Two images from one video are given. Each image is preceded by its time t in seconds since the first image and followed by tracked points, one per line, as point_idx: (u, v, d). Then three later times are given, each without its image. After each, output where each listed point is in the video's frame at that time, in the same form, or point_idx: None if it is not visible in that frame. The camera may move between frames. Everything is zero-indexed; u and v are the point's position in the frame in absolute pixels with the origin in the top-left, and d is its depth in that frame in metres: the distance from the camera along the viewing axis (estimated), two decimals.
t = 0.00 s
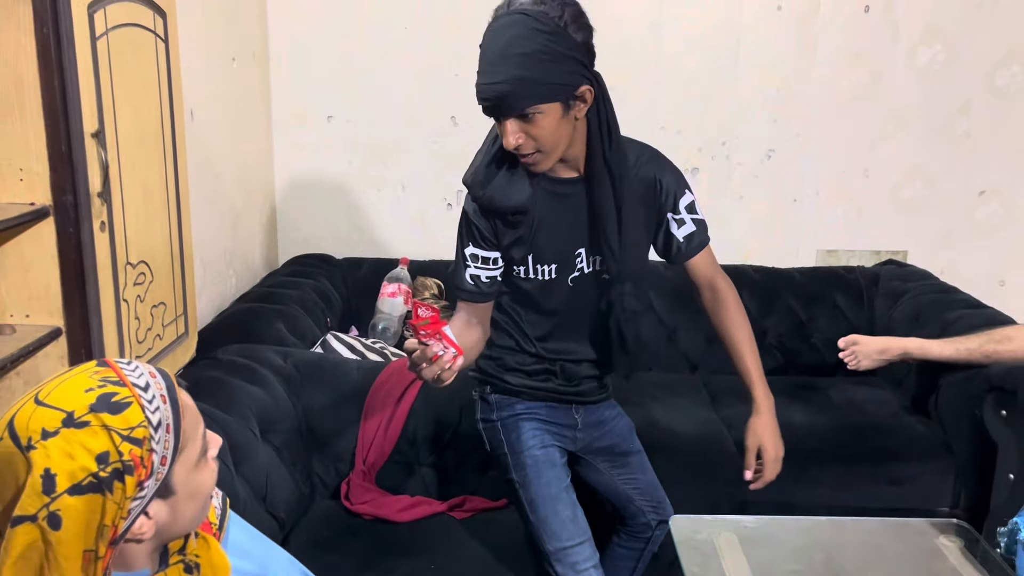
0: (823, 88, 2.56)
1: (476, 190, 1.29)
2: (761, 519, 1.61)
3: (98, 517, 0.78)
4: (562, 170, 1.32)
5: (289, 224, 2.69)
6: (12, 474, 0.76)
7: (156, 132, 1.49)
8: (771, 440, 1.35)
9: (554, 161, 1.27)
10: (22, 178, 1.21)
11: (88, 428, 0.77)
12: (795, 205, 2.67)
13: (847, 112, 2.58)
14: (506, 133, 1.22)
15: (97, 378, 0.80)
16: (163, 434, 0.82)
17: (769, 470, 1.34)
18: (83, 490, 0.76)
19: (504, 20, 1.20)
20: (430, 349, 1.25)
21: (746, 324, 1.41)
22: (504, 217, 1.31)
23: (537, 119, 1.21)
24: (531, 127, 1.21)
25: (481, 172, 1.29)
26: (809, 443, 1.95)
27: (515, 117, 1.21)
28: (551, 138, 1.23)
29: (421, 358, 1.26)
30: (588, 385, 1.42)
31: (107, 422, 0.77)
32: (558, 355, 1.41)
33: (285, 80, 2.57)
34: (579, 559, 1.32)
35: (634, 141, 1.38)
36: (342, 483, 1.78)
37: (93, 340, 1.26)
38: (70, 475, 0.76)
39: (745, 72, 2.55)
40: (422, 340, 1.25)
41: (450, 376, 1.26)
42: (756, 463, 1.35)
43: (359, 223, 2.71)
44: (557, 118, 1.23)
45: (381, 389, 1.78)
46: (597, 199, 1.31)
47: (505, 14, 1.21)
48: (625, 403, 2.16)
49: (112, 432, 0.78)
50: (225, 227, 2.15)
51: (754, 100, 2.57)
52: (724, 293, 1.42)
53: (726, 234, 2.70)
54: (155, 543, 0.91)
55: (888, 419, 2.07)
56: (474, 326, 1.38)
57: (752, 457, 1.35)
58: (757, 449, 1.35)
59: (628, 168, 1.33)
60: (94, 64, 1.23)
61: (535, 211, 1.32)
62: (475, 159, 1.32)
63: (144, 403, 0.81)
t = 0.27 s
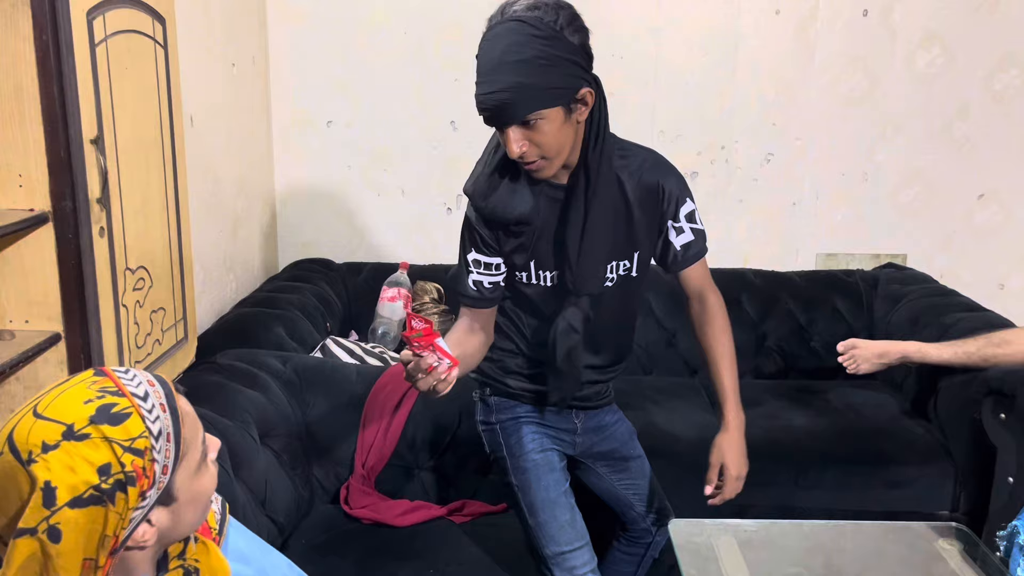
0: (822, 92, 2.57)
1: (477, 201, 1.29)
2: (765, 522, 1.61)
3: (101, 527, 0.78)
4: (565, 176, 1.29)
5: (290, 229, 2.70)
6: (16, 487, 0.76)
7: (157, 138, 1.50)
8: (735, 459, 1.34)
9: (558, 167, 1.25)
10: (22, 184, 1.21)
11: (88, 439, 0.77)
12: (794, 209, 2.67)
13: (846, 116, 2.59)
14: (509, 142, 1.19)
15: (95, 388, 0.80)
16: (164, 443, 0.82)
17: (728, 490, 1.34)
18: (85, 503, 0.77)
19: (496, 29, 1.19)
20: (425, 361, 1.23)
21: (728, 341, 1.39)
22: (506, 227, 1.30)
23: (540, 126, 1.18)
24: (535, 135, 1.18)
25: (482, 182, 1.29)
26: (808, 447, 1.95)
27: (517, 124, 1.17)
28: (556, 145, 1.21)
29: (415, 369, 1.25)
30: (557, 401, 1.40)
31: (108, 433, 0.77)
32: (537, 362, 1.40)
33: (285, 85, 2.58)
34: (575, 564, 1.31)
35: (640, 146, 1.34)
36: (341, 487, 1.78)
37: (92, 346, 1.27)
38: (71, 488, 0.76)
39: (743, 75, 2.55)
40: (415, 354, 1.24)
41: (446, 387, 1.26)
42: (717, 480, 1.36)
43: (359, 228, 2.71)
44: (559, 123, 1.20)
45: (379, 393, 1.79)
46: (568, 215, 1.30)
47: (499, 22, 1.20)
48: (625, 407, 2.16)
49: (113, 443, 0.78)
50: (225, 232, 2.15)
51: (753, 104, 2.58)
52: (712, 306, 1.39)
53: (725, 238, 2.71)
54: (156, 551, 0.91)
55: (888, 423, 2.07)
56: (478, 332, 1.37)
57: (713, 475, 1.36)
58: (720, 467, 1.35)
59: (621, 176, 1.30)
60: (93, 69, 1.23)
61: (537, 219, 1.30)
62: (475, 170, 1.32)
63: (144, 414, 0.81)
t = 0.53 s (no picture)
0: (822, 93, 2.57)
1: (485, 201, 1.28)
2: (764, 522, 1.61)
3: (100, 534, 0.79)
4: (574, 176, 1.28)
5: (291, 230, 2.71)
6: (14, 496, 0.77)
7: (158, 141, 1.51)
8: (697, 469, 1.38)
9: (566, 168, 1.24)
10: (24, 186, 1.22)
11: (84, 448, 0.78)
12: (794, 209, 2.67)
13: (845, 117, 2.59)
14: (515, 142, 1.19)
15: (90, 395, 0.80)
16: (161, 448, 0.83)
17: (687, 497, 1.40)
18: (81, 511, 0.77)
19: (505, 29, 1.17)
20: (428, 360, 1.24)
21: (707, 354, 1.40)
22: (515, 227, 1.30)
23: (546, 127, 1.17)
24: (540, 135, 1.18)
25: (492, 183, 1.28)
26: (808, 447, 1.95)
27: (523, 125, 1.17)
28: (562, 146, 1.20)
29: (420, 368, 1.25)
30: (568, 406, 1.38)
31: (103, 441, 0.78)
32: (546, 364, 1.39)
33: (285, 87, 2.59)
34: (576, 564, 1.32)
35: (653, 148, 1.32)
36: (342, 489, 1.78)
37: (94, 347, 1.27)
38: (67, 497, 0.77)
39: (743, 76, 2.56)
40: (417, 352, 1.24)
41: (450, 387, 1.25)
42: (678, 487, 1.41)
43: (360, 230, 2.72)
44: (566, 125, 1.19)
45: (379, 395, 1.80)
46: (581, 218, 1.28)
47: (510, 20, 1.18)
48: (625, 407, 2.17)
49: (109, 451, 0.78)
50: (226, 234, 2.16)
51: (752, 104, 2.58)
52: (698, 316, 1.40)
53: (725, 238, 2.71)
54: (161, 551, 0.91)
55: (887, 423, 2.07)
56: (489, 332, 1.37)
57: (674, 482, 1.40)
58: (683, 476, 1.39)
59: (632, 178, 1.28)
60: (94, 71, 1.24)
61: (546, 221, 1.30)
62: (486, 167, 1.32)
63: (140, 420, 0.81)
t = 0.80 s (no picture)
0: (822, 90, 2.57)
1: (494, 200, 1.30)
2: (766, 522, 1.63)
3: (97, 537, 0.79)
4: (584, 175, 1.28)
5: (292, 229, 2.71)
6: (10, 503, 0.77)
7: (160, 140, 1.51)
8: (693, 469, 1.39)
9: (574, 168, 1.24)
10: (27, 185, 1.22)
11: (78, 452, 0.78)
12: (795, 206, 2.67)
13: (846, 115, 2.59)
14: (523, 140, 1.19)
15: (83, 399, 0.80)
16: (156, 450, 0.83)
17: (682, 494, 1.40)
18: (77, 516, 0.77)
19: (514, 26, 1.17)
20: (438, 358, 1.24)
21: (704, 353, 1.40)
22: (524, 226, 1.30)
23: (554, 125, 1.18)
24: (548, 133, 1.18)
25: (500, 182, 1.29)
26: (809, 444, 1.95)
27: (532, 123, 1.17)
28: (569, 146, 1.21)
29: (429, 367, 1.26)
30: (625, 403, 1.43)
31: (96, 444, 0.77)
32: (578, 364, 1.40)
33: (286, 85, 2.59)
34: (581, 564, 1.32)
35: (664, 145, 1.32)
36: (344, 487, 1.79)
37: (96, 347, 1.28)
38: (62, 502, 0.76)
39: (744, 74, 2.56)
40: (428, 351, 1.25)
41: (461, 385, 1.26)
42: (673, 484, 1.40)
43: (361, 228, 2.72)
44: (575, 122, 1.19)
45: (380, 394, 1.80)
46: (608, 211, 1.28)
47: (519, 17, 1.18)
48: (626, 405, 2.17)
49: (103, 454, 0.78)
50: (227, 232, 2.16)
51: (753, 102, 2.58)
52: (699, 317, 1.39)
53: (726, 236, 2.71)
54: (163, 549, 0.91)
55: (888, 420, 2.08)
56: (501, 332, 1.38)
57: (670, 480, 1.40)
58: (678, 475, 1.40)
59: (646, 177, 1.28)
60: (96, 70, 1.24)
61: (555, 219, 1.30)
62: (496, 166, 1.32)
63: (134, 422, 0.81)
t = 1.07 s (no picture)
0: (823, 86, 2.57)
1: (499, 199, 1.28)
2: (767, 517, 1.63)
3: (97, 530, 0.79)
4: (585, 168, 1.27)
5: (293, 225, 2.70)
6: (9, 494, 0.77)
7: (160, 136, 1.51)
8: (704, 466, 1.38)
9: (579, 158, 1.23)
10: (27, 181, 1.22)
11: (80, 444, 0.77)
12: (796, 202, 2.67)
13: (847, 110, 2.59)
14: (530, 132, 1.18)
15: (85, 391, 0.80)
16: (157, 443, 0.82)
17: (695, 493, 1.39)
18: (78, 508, 0.77)
19: (512, 19, 1.17)
20: (439, 350, 1.23)
21: (713, 350, 1.40)
22: (527, 224, 1.30)
23: (561, 113, 1.17)
24: (555, 123, 1.18)
25: (504, 179, 1.27)
26: (810, 440, 1.95)
27: (538, 112, 1.17)
28: (576, 134, 1.20)
29: (430, 361, 1.25)
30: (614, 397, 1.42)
31: (97, 437, 0.77)
32: (581, 361, 1.40)
33: (287, 81, 2.58)
34: (582, 559, 1.32)
35: (667, 139, 1.32)
36: (345, 482, 1.79)
37: (97, 342, 1.28)
38: (64, 494, 0.76)
39: (745, 69, 2.55)
40: (432, 344, 1.24)
41: (460, 382, 1.25)
42: (685, 483, 1.40)
43: (361, 224, 2.72)
44: (579, 110, 1.19)
45: (382, 390, 1.81)
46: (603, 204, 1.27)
47: (515, 10, 1.17)
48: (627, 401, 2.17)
49: (104, 447, 0.78)
50: (228, 228, 2.16)
51: (754, 97, 2.58)
52: (704, 311, 1.39)
53: (727, 232, 2.71)
54: (163, 543, 0.92)
55: (889, 416, 2.08)
56: (503, 327, 1.37)
57: (682, 479, 1.39)
58: (690, 473, 1.39)
59: (646, 171, 1.28)
60: (95, 65, 1.24)
61: (558, 215, 1.30)
62: (497, 168, 1.31)
63: (136, 414, 0.80)
